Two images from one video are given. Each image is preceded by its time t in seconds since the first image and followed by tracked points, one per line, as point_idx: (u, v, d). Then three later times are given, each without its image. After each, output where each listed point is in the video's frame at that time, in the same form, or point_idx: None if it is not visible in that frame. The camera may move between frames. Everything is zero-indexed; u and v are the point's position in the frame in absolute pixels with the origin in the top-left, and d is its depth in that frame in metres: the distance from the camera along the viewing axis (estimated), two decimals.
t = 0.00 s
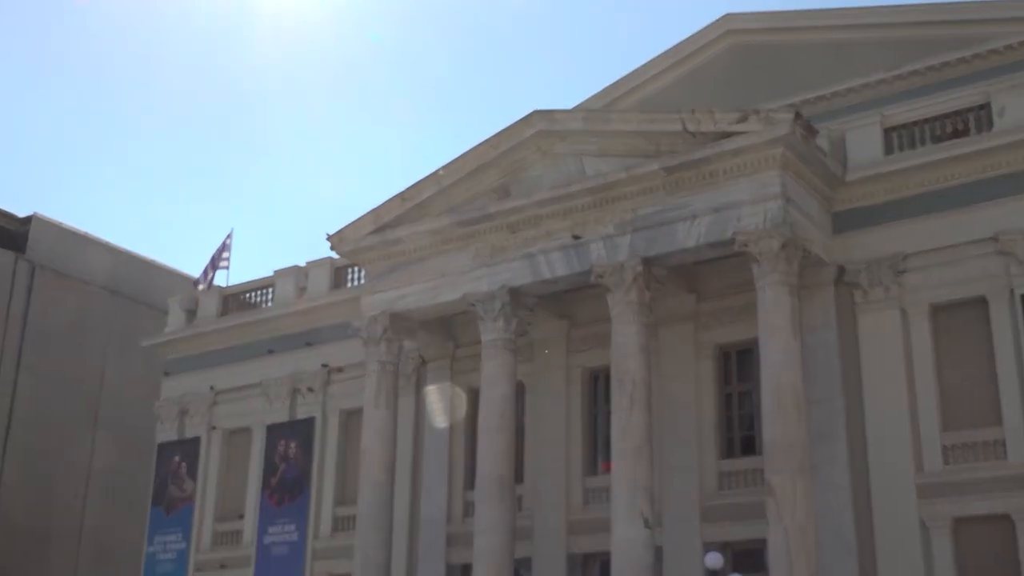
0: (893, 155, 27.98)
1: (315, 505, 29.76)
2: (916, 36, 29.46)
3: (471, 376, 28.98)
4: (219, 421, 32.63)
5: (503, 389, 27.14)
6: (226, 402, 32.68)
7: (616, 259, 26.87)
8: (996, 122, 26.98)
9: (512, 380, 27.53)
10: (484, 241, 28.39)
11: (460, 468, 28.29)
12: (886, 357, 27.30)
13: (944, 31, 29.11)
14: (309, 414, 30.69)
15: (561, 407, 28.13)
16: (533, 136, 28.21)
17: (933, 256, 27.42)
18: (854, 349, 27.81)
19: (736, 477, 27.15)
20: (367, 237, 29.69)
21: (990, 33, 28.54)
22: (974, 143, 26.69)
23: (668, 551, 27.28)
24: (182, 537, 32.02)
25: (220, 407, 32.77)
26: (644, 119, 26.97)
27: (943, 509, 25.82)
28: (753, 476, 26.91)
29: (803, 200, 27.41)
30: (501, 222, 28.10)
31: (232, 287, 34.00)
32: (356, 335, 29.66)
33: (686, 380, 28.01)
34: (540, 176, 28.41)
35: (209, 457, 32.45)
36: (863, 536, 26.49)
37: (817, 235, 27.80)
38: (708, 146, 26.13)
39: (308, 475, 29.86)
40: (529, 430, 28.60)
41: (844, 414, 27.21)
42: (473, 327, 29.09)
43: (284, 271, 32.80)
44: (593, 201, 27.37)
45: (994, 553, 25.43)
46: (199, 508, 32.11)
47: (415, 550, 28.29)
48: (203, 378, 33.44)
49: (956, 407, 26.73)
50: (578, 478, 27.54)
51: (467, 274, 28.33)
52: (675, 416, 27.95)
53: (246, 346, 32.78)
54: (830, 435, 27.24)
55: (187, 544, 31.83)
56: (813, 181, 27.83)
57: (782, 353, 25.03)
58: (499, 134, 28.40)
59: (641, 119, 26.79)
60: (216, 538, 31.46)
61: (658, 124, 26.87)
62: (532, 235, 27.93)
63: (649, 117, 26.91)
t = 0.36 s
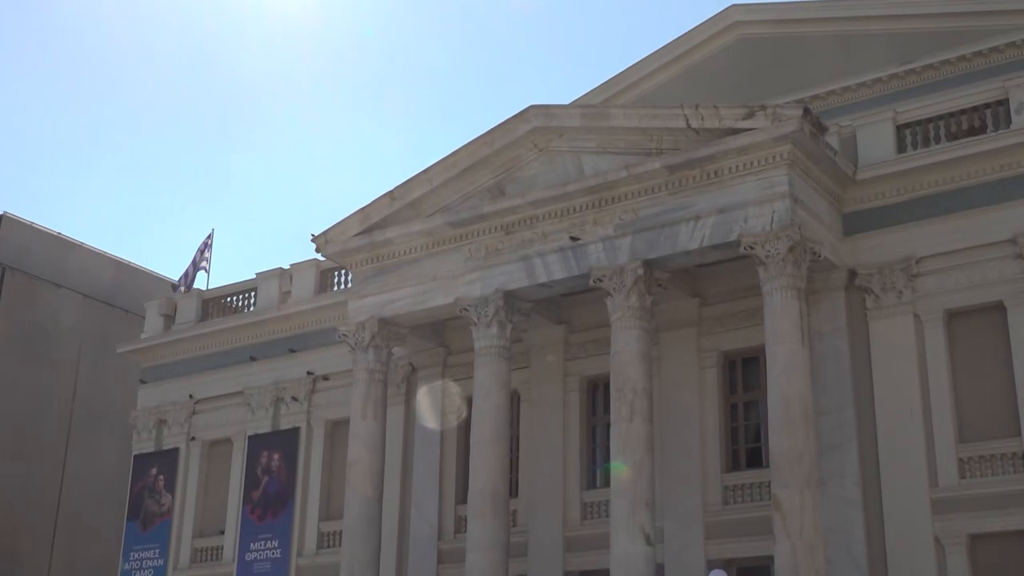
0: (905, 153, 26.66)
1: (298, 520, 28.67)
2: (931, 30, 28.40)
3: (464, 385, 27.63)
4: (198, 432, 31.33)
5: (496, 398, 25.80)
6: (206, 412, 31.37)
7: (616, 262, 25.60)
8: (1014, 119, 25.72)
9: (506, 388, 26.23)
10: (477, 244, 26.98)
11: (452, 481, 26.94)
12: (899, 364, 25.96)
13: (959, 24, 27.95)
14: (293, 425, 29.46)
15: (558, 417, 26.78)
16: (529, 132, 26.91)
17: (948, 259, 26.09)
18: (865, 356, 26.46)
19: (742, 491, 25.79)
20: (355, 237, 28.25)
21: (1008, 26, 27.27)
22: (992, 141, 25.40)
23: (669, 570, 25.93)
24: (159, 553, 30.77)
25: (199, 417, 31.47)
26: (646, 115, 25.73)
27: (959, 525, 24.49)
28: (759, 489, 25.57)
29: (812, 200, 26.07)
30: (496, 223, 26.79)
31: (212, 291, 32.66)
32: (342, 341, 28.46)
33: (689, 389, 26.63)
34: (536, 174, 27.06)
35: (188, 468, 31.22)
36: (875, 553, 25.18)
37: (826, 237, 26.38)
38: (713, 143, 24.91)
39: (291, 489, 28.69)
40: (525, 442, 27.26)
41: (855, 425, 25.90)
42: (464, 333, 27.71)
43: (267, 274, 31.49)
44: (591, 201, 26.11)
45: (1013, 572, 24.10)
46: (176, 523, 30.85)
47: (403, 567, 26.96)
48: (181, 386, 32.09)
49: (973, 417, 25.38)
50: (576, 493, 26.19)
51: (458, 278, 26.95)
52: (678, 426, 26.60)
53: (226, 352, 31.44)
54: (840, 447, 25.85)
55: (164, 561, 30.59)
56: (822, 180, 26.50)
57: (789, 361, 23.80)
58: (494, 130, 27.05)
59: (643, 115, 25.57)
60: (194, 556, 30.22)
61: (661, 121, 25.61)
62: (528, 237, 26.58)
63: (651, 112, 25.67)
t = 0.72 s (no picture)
0: (918, 156, 25.36)
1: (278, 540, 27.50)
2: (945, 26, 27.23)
3: (454, 398, 26.31)
4: (174, 447, 30.00)
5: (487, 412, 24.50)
6: (182, 426, 30.04)
7: (614, 269, 24.35)
8: None
9: (498, 402, 24.94)
10: (468, 250, 25.63)
11: (440, 499, 25.63)
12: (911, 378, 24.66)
13: (974, 20, 26.75)
14: (274, 440, 28.21)
15: (552, 432, 25.47)
16: (524, 133, 25.60)
17: (962, 266, 24.81)
18: (875, 369, 25.11)
19: (746, 510, 24.49)
20: (340, 243, 26.74)
21: None
22: (1009, 143, 24.14)
23: None
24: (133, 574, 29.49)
25: (175, 431, 30.14)
26: (646, 115, 24.51)
27: (973, 547, 23.21)
28: (764, 509, 24.29)
29: (821, 205, 24.80)
30: (487, 228, 25.48)
31: (189, 298, 31.36)
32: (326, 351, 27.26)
33: (691, 402, 25.34)
34: (530, 176, 25.71)
35: (163, 485, 29.89)
36: None
37: (835, 243, 25.06)
38: (716, 144, 23.76)
39: (270, 507, 27.55)
40: (517, 457, 25.93)
41: (865, 441, 24.56)
42: (454, 344, 26.34)
43: (247, 282, 30.25)
44: (588, 205, 24.86)
45: None
46: (151, 543, 29.59)
47: None
48: (156, 398, 30.72)
49: (990, 433, 24.05)
50: (572, 512, 24.88)
51: (448, 285, 25.60)
52: (678, 441, 25.30)
53: (204, 363, 30.12)
54: (849, 464, 24.51)
55: None
56: (831, 184, 25.22)
57: (796, 373, 22.66)
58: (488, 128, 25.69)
59: (643, 114, 24.40)
60: None
61: (662, 121, 24.39)
62: (522, 242, 25.27)
63: (651, 112, 24.46)
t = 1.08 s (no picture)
0: (934, 157, 24.09)
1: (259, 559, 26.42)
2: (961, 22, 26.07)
3: (445, 412, 25.02)
4: (150, 463, 28.73)
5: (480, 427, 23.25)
6: (159, 441, 28.79)
7: (614, 276, 23.15)
8: None
9: (492, 416, 23.69)
10: (461, 255, 24.36)
11: (430, 519, 24.37)
12: (926, 391, 23.36)
13: (992, 16, 25.62)
14: (255, 455, 27.10)
15: (548, 448, 24.20)
16: (519, 132, 24.36)
17: (980, 274, 23.51)
18: (888, 382, 23.77)
19: (753, 531, 23.23)
20: (325, 249, 25.38)
21: None
22: None
23: None
24: None
25: (151, 446, 28.87)
26: (648, 114, 23.35)
27: (992, 570, 21.96)
28: (771, 529, 23.03)
29: (832, 209, 23.55)
30: (481, 233, 24.22)
31: (167, 307, 30.10)
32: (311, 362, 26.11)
33: (694, 417, 24.09)
34: (526, 178, 24.45)
35: (139, 503, 28.64)
36: None
37: (846, 249, 23.77)
38: (721, 145, 22.64)
39: (252, 527, 26.55)
40: (512, 474, 24.66)
41: (878, 458, 23.24)
42: (445, 355, 25.04)
43: (227, 289, 29.07)
44: (586, 208, 23.65)
45: None
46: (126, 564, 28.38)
47: None
48: (132, 412, 29.41)
49: (1009, 449, 22.81)
50: (569, 533, 23.65)
51: (439, 293, 24.30)
52: (681, 457, 24.04)
53: (183, 375, 28.86)
54: (860, 482, 23.16)
55: None
56: (842, 187, 23.94)
57: (805, 385, 21.55)
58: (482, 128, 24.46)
59: (645, 113, 23.26)
60: None
61: (665, 121, 23.23)
62: (517, 248, 24.02)
63: (653, 112, 23.31)
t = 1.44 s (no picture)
0: (955, 155, 22.82)
1: None
2: (985, 12, 24.87)
3: (441, 423, 23.79)
4: (131, 477, 27.57)
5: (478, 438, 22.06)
6: (140, 453, 27.62)
7: (619, 279, 21.97)
8: None
9: (491, 426, 22.49)
10: (458, 258, 23.17)
11: (426, 534, 23.17)
12: (948, 401, 22.09)
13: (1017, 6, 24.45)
14: (241, 468, 25.98)
15: (551, 461, 22.99)
16: (519, 128, 23.15)
17: (1006, 277, 22.21)
18: (909, 391, 22.49)
19: (766, 548, 22.00)
20: (314, 251, 24.08)
21: None
22: None
23: None
24: None
25: (132, 459, 27.72)
26: (655, 109, 22.20)
27: None
28: (787, 546, 21.79)
29: (849, 209, 22.35)
30: (479, 234, 23.01)
31: (148, 312, 28.91)
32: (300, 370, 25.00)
33: (705, 428, 22.88)
34: (526, 177, 23.26)
35: (119, 519, 27.47)
36: None
37: (863, 250, 22.52)
38: (732, 142, 21.57)
39: (238, 544, 25.46)
40: (512, 487, 23.44)
41: (898, 472, 21.97)
42: (442, 364, 23.82)
43: (213, 293, 27.88)
44: (590, 208, 22.47)
45: None
46: None
47: None
48: (111, 423, 28.21)
49: None
50: (572, 550, 22.47)
51: (435, 297, 23.08)
52: (691, 470, 22.82)
53: (167, 383, 27.68)
54: (879, 497, 21.89)
55: None
56: (859, 185, 22.71)
57: (820, 394, 20.46)
58: (482, 123, 23.27)
59: (651, 108, 22.13)
60: None
61: (672, 116, 22.10)
62: (517, 250, 22.83)
63: (660, 106, 22.17)
